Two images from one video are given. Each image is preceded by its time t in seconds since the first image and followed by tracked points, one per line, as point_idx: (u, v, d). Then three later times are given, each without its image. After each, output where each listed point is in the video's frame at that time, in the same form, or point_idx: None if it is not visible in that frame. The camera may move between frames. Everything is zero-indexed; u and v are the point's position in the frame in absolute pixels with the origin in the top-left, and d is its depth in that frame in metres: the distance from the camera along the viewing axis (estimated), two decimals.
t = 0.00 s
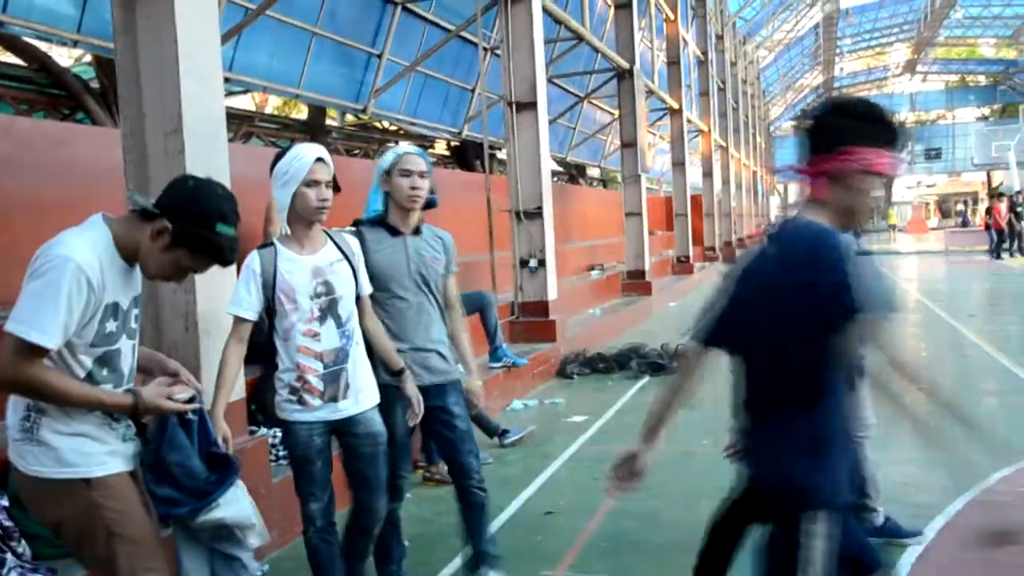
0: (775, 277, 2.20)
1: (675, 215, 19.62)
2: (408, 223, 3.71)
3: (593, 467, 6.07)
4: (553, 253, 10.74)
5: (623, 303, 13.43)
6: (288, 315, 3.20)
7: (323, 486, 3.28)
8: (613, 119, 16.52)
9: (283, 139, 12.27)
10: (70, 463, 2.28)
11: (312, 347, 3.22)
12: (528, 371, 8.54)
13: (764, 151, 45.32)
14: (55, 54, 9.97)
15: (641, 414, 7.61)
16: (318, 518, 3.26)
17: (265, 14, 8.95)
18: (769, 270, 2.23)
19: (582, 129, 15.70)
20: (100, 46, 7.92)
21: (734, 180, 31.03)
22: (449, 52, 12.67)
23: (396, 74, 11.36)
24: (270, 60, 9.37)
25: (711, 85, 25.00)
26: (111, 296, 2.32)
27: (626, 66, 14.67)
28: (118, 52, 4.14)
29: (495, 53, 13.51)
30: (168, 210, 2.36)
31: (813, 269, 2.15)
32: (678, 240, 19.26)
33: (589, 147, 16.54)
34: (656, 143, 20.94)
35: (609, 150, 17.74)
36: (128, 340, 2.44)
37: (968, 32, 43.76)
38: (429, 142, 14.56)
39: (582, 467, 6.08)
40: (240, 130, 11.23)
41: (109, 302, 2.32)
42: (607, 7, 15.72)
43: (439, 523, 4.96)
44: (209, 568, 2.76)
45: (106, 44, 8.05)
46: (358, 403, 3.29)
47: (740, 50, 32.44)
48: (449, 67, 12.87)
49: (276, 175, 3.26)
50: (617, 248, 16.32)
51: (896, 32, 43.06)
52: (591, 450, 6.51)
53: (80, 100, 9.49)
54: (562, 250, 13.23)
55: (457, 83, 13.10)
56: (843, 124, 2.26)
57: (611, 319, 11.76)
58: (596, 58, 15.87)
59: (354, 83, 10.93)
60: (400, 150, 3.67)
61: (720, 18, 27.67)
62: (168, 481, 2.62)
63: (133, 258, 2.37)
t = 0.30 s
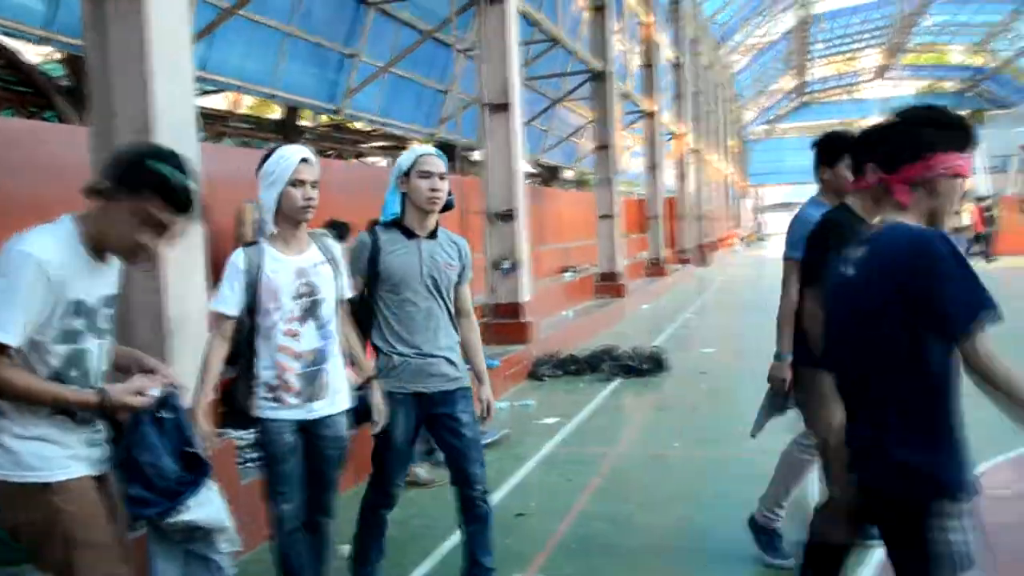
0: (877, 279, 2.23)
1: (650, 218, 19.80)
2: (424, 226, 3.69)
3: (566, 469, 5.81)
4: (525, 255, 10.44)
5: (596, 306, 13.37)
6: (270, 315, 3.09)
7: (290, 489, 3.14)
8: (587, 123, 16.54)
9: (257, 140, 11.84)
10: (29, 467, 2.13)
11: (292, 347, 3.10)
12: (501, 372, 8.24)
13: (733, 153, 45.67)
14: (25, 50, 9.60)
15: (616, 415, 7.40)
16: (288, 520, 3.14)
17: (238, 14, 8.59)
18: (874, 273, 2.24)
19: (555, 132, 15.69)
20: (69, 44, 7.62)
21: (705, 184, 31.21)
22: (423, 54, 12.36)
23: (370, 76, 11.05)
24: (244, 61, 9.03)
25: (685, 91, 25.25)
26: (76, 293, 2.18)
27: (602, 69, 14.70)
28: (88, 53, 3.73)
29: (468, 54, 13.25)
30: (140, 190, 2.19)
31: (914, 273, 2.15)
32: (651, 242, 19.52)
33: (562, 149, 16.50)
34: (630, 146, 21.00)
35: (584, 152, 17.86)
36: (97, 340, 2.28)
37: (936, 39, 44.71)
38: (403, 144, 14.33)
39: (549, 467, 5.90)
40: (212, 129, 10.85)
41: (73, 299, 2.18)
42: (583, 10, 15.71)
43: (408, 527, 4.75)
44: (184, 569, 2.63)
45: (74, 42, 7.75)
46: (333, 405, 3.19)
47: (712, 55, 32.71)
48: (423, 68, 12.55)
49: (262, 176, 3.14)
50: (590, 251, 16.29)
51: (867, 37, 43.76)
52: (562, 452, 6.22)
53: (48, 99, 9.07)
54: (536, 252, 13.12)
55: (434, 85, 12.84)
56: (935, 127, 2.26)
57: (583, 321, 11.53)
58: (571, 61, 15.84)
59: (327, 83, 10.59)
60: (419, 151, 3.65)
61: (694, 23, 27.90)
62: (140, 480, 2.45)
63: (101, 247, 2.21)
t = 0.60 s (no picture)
0: (922, 257, 2.36)
1: (599, 222, 19.97)
2: (413, 225, 3.59)
3: (512, 472, 5.82)
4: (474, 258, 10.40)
5: (545, 309, 13.40)
6: (226, 315, 3.03)
7: (234, 483, 3.05)
8: (537, 126, 16.58)
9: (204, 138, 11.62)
10: None
11: (247, 346, 3.05)
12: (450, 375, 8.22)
13: (683, 159, 46.11)
14: None
15: (565, 418, 7.42)
16: (231, 520, 3.06)
17: (185, 12, 8.46)
18: (920, 252, 2.37)
19: (505, 134, 15.66)
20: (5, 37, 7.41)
21: (655, 188, 31.47)
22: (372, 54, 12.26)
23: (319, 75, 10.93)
24: (188, 57, 8.86)
25: (635, 96, 25.43)
26: (13, 279, 2.11)
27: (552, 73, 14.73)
28: (24, 44, 3.60)
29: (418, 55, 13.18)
30: (77, 174, 2.15)
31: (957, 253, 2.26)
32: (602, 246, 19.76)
33: (513, 152, 16.49)
34: (580, 150, 21.09)
35: (534, 156, 17.90)
36: (38, 327, 2.18)
37: (881, 49, 45.75)
38: (352, 145, 14.20)
39: (496, 470, 5.87)
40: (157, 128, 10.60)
41: (11, 285, 2.11)
42: (533, 14, 15.73)
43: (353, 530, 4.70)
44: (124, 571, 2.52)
45: (10, 35, 7.57)
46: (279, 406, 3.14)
47: (662, 60, 32.95)
48: (372, 68, 12.45)
49: (224, 179, 3.10)
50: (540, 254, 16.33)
51: (813, 46, 44.54)
52: (510, 454, 6.23)
53: None
54: (486, 254, 13.10)
55: (384, 85, 12.74)
56: (982, 107, 2.33)
57: (533, 324, 11.56)
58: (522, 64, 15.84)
59: (275, 82, 10.47)
60: (411, 150, 3.57)
61: (644, 28, 28.05)
62: (79, 477, 2.27)
63: (33, 232, 2.16)
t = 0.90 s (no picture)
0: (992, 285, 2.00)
1: (547, 227, 20.05)
2: (370, 230, 3.55)
3: (458, 477, 5.81)
4: (421, 262, 10.36)
5: (491, 314, 13.40)
6: (168, 323, 2.97)
7: (164, 503, 2.99)
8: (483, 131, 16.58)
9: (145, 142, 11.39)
10: None
11: (187, 356, 3.01)
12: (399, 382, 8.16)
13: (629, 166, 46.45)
14: None
15: (511, 422, 7.43)
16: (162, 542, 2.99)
17: (123, 12, 8.30)
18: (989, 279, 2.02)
19: (452, 139, 15.63)
20: None
21: (601, 193, 31.66)
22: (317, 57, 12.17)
23: (264, 78, 10.81)
24: (125, 58, 8.65)
25: (581, 102, 25.63)
26: None
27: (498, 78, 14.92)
28: None
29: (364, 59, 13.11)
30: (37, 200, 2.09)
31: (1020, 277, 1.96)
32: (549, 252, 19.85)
33: (460, 157, 16.47)
34: (526, 155, 21.17)
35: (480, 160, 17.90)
36: None
37: (821, 58, 46.58)
38: (297, 149, 14.04)
39: (441, 476, 5.83)
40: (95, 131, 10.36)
41: None
42: (479, 19, 15.75)
43: (299, 537, 4.64)
44: None
45: None
46: (214, 417, 3.11)
47: (607, 67, 33.19)
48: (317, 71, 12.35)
49: (153, 182, 3.00)
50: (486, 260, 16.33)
51: (756, 55, 45.18)
52: (457, 460, 6.22)
53: None
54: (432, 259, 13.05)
55: (327, 89, 12.58)
56: None
57: (480, 329, 11.55)
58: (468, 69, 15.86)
59: (217, 85, 10.32)
60: (371, 156, 3.50)
61: (589, 35, 28.26)
62: (24, 487, 2.20)
63: None
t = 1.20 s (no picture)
0: None
1: (494, 226, 20.06)
2: (316, 229, 3.47)
3: (402, 476, 5.78)
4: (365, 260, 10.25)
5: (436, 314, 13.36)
6: (83, 326, 2.84)
7: (80, 513, 2.95)
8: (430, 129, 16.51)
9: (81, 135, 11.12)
10: None
11: (103, 359, 2.91)
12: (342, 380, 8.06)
13: (575, 165, 46.65)
14: None
15: (455, 420, 7.42)
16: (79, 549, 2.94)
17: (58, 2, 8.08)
18: None
19: (399, 137, 15.55)
20: None
21: (548, 192, 31.76)
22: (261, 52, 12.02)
23: (206, 72, 10.62)
24: (62, 49, 8.43)
25: (529, 101, 25.68)
26: None
27: (446, 76, 15.04)
28: None
29: (309, 55, 12.96)
30: None
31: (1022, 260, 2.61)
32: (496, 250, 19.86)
33: (407, 155, 16.39)
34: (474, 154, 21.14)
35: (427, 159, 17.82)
36: None
37: (765, 61, 47.31)
38: (240, 145, 13.83)
39: (384, 475, 5.80)
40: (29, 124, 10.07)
41: None
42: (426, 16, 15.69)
43: (239, 539, 4.58)
44: None
45: None
46: (129, 421, 3.04)
47: (555, 66, 33.33)
48: (261, 67, 12.18)
49: (61, 176, 2.87)
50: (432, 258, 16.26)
51: (702, 57, 45.70)
52: (401, 459, 6.19)
53: None
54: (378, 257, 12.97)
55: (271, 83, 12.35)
56: None
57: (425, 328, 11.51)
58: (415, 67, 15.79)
59: (158, 79, 10.11)
60: (322, 154, 3.43)
61: (537, 34, 28.33)
62: None
63: None
